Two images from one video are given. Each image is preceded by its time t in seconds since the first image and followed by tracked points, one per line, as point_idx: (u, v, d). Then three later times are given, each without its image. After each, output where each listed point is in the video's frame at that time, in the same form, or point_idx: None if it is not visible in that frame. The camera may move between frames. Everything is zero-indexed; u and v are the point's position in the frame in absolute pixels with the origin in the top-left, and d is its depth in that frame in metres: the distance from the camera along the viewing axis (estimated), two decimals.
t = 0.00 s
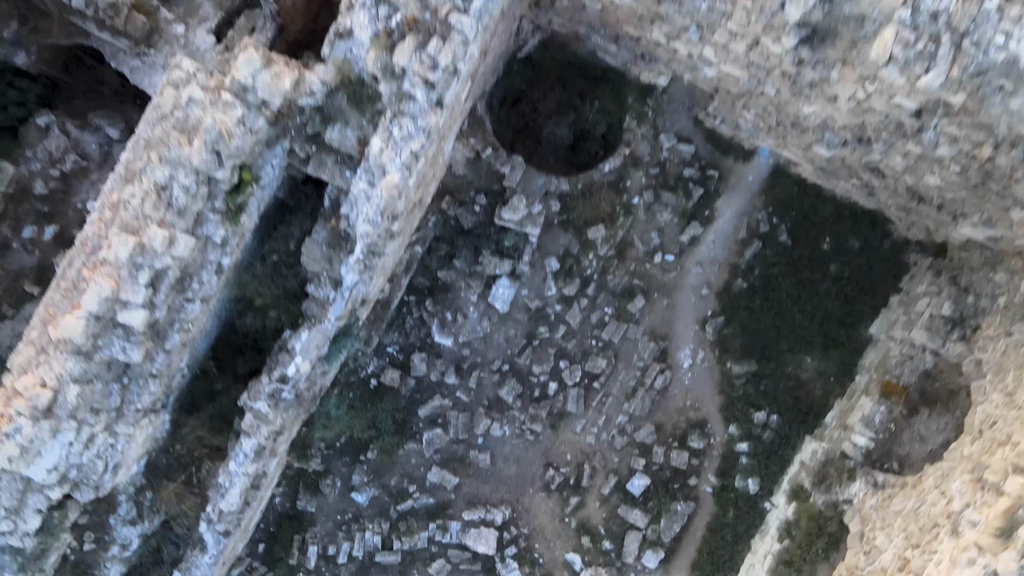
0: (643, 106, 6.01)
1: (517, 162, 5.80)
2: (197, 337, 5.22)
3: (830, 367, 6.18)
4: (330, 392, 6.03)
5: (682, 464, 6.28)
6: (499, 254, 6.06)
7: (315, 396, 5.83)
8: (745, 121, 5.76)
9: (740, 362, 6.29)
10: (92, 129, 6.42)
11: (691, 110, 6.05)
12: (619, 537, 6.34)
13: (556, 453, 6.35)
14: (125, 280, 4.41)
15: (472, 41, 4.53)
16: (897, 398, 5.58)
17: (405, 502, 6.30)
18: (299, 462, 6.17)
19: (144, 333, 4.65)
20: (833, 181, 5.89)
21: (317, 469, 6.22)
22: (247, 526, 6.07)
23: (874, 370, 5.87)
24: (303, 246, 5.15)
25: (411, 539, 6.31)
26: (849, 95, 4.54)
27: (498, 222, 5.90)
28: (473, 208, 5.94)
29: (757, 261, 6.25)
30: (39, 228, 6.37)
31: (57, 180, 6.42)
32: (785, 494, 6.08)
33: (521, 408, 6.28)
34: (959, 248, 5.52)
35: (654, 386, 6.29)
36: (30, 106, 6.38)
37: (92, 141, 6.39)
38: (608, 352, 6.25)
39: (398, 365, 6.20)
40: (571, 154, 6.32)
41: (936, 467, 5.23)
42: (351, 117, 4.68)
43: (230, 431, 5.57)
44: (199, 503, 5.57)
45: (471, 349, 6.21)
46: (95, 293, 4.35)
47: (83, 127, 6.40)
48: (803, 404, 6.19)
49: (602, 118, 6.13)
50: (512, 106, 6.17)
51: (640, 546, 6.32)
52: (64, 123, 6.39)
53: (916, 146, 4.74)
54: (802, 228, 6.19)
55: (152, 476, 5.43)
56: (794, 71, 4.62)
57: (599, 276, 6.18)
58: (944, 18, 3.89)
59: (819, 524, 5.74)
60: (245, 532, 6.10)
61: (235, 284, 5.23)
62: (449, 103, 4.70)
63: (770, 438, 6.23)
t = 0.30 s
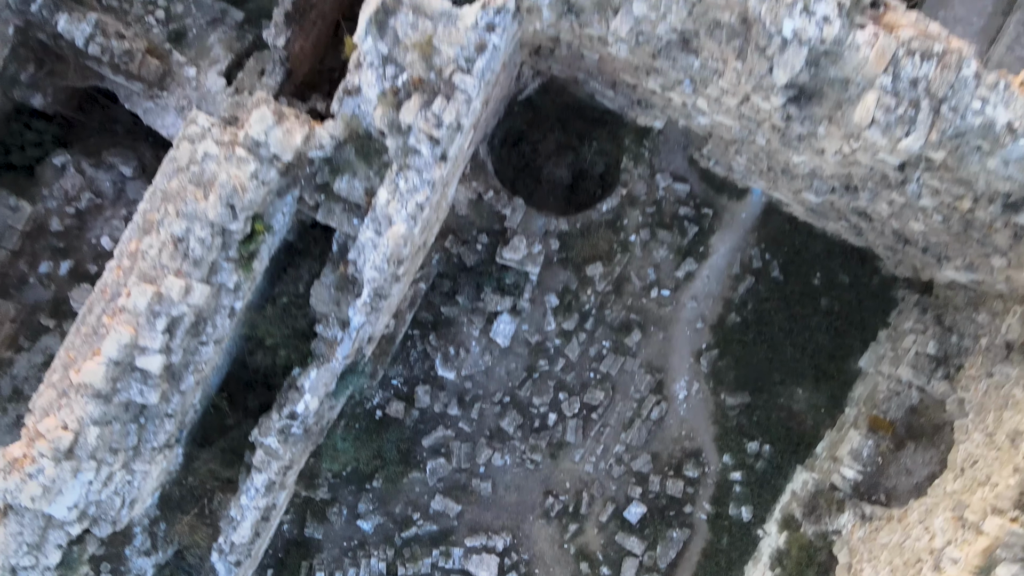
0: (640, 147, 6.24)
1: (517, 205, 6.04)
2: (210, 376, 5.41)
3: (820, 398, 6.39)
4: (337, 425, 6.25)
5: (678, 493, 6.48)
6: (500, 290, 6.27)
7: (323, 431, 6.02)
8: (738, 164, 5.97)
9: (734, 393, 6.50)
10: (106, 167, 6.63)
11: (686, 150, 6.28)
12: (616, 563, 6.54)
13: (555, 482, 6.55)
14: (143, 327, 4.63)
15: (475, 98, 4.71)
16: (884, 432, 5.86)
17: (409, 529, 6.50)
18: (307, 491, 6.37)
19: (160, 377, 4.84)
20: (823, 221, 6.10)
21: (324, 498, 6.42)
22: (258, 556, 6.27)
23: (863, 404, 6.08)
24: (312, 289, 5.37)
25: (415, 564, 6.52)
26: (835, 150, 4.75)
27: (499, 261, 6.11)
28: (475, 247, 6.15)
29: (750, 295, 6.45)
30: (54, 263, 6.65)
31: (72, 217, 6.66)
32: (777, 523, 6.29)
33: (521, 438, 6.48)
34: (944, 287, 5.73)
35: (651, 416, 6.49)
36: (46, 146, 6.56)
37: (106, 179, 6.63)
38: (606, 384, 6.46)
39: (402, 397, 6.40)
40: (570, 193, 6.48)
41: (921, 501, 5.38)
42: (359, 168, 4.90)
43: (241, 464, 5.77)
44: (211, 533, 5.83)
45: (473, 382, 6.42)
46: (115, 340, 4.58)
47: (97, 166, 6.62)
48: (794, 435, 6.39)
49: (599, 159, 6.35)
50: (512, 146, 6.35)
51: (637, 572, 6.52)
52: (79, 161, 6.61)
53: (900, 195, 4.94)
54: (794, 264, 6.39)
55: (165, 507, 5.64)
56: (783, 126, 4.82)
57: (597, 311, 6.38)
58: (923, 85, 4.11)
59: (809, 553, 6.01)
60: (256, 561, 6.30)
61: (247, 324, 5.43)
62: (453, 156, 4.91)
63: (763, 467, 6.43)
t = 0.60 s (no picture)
0: (637, 186, 6.45)
1: (518, 244, 6.19)
2: (221, 411, 5.61)
3: (812, 428, 6.58)
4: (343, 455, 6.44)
5: (674, 520, 6.68)
6: (502, 325, 6.46)
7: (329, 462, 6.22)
8: (731, 204, 6.16)
9: (729, 423, 6.68)
10: (119, 203, 6.84)
11: (682, 187, 6.50)
12: None
13: (555, 509, 6.74)
14: (159, 370, 4.83)
15: (477, 150, 4.88)
16: (873, 464, 6.17)
17: (413, 555, 6.71)
18: (314, 518, 6.57)
19: (175, 417, 5.05)
20: (815, 258, 6.27)
21: (330, 525, 6.63)
22: None
23: (852, 436, 6.36)
24: (319, 328, 5.57)
25: None
26: (823, 200, 4.94)
27: (500, 297, 6.31)
28: (477, 283, 6.37)
29: (744, 328, 6.63)
30: (69, 296, 6.89)
31: (86, 252, 6.88)
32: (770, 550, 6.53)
33: (522, 466, 6.67)
34: (931, 324, 5.92)
35: (648, 445, 6.69)
36: (61, 184, 6.73)
37: (120, 215, 6.84)
38: (604, 415, 6.65)
39: (406, 427, 6.60)
40: (569, 229, 6.68)
41: (907, 534, 5.67)
42: (366, 215, 5.11)
43: (250, 495, 5.94)
44: (221, 563, 5.97)
45: (475, 413, 6.62)
46: (132, 384, 4.78)
47: (110, 202, 6.83)
48: (786, 464, 6.59)
49: (598, 197, 6.52)
50: (513, 183, 6.49)
51: None
52: (93, 198, 6.81)
53: (885, 241, 5.14)
54: (786, 298, 6.57)
55: (176, 538, 5.86)
56: (773, 175, 5.01)
57: (595, 343, 6.59)
58: (905, 144, 4.32)
59: None
60: None
61: (256, 362, 5.64)
62: (456, 204, 5.10)
63: (756, 494, 6.62)
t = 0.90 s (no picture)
0: (634, 223, 6.66)
1: (519, 280, 6.41)
2: (230, 445, 5.78)
3: (804, 457, 6.79)
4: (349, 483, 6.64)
5: (670, 545, 6.88)
6: (502, 357, 6.65)
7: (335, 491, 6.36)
8: (725, 241, 6.34)
9: (723, 451, 6.87)
10: (130, 237, 7.02)
11: (677, 223, 6.69)
12: None
13: (554, 534, 6.92)
14: (173, 410, 5.02)
15: (479, 199, 5.09)
16: (863, 494, 6.30)
17: None
18: (320, 544, 6.77)
19: (188, 454, 5.23)
20: (806, 293, 6.47)
21: (336, 551, 6.82)
22: None
23: (843, 466, 6.54)
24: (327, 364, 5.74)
25: None
26: (812, 246, 5.13)
27: (501, 331, 6.50)
28: (478, 317, 6.56)
29: (738, 358, 6.82)
30: (81, 327, 7.09)
31: (98, 284, 7.07)
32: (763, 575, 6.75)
33: (522, 493, 6.86)
34: (919, 358, 6.11)
35: (644, 473, 6.88)
36: (74, 219, 6.95)
37: (131, 248, 7.03)
38: (602, 444, 6.84)
39: (409, 456, 6.78)
40: (568, 263, 6.87)
41: (895, 566, 5.83)
42: (371, 259, 5.24)
43: (258, 525, 6.17)
44: None
45: (477, 442, 6.81)
46: (147, 424, 4.98)
47: (122, 236, 7.02)
48: (779, 492, 6.80)
49: (595, 233, 6.73)
50: (514, 219, 6.65)
51: None
52: (105, 232, 7.01)
53: (873, 284, 5.31)
54: (779, 329, 6.76)
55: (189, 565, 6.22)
56: (764, 221, 5.18)
57: (593, 374, 6.77)
58: (889, 199, 4.53)
59: None
60: None
61: (265, 397, 5.83)
62: (458, 248, 5.29)
63: (750, 521, 6.83)
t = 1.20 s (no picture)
0: (631, 256, 6.87)
1: (519, 314, 6.58)
2: (240, 477, 5.97)
3: (797, 484, 7.00)
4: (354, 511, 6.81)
5: (666, 570, 7.06)
6: (503, 389, 6.83)
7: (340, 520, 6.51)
8: (720, 277, 6.50)
9: (718, 478, 7.05)
10: (140, 268, 7.23)
11: (673, 256, 6.90)
12: None
13: (554, 559, 7.10)
14: (185, 448, 5.19)
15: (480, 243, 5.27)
16: (853, 523, 6.47)
17: None
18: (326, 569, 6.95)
19: (199, 489, 5.40)
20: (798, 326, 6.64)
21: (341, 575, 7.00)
22: None
23: (834, 494, 6.74)
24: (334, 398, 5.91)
25: None
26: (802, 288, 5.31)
27: (502, 363, 6.69)
28: (480, 349, 6.75)
29: (733, 388, 6.99)
30: (93, 357, 7.26)
31: (109, 314, 7.25)
32: None
33: (522, 519, 7.04)
34: (907, 391, 6.30)
35: (641, 499, 7.06)
36: (87, 253, 7.12)
37: (141, 279, 7.24)
38: (600, 471, 7.03)
39: (413, 483, 6.95)
40: (567, 295, 7.00)
41: None
42: (377, 300, 5.45)
43: (267, 552, 6.40)
44: None
45: (478, 469, 6.99)
46: (160, 462, 5.15)
47: (133, 267, 7.21)
48: (773, 517, 7.01)
49: (593, 267, 6.88)
50: (514, 252, 6.80)
51: None
52: (116, 264, 7.19)
53: (862, 323, 5.49)
54: (773, 360, 6.94)
55: None
56: (756, 264, 5.28)
57: (592, 404, 6.96)
58: (875, 249, 4.73)
59: None
60: None
61: (273, 430, 6.01)
62: (461, 290, 5.47)
63: (744, 546, 7.05)
